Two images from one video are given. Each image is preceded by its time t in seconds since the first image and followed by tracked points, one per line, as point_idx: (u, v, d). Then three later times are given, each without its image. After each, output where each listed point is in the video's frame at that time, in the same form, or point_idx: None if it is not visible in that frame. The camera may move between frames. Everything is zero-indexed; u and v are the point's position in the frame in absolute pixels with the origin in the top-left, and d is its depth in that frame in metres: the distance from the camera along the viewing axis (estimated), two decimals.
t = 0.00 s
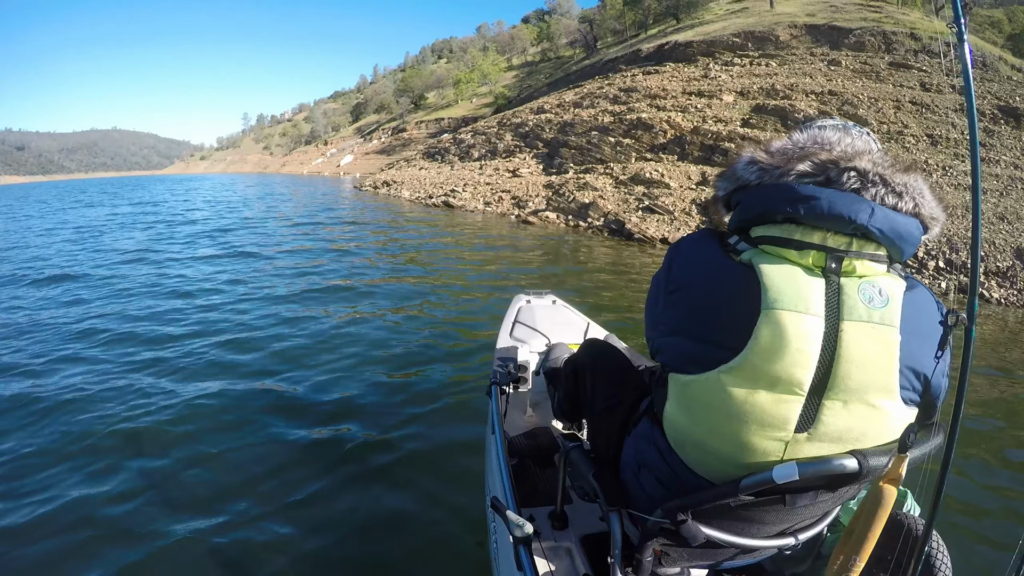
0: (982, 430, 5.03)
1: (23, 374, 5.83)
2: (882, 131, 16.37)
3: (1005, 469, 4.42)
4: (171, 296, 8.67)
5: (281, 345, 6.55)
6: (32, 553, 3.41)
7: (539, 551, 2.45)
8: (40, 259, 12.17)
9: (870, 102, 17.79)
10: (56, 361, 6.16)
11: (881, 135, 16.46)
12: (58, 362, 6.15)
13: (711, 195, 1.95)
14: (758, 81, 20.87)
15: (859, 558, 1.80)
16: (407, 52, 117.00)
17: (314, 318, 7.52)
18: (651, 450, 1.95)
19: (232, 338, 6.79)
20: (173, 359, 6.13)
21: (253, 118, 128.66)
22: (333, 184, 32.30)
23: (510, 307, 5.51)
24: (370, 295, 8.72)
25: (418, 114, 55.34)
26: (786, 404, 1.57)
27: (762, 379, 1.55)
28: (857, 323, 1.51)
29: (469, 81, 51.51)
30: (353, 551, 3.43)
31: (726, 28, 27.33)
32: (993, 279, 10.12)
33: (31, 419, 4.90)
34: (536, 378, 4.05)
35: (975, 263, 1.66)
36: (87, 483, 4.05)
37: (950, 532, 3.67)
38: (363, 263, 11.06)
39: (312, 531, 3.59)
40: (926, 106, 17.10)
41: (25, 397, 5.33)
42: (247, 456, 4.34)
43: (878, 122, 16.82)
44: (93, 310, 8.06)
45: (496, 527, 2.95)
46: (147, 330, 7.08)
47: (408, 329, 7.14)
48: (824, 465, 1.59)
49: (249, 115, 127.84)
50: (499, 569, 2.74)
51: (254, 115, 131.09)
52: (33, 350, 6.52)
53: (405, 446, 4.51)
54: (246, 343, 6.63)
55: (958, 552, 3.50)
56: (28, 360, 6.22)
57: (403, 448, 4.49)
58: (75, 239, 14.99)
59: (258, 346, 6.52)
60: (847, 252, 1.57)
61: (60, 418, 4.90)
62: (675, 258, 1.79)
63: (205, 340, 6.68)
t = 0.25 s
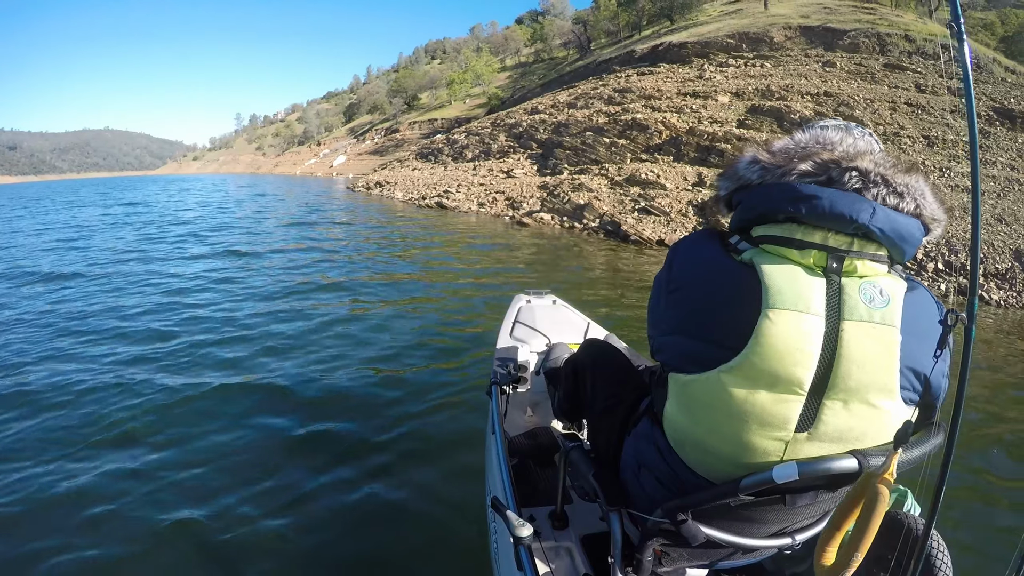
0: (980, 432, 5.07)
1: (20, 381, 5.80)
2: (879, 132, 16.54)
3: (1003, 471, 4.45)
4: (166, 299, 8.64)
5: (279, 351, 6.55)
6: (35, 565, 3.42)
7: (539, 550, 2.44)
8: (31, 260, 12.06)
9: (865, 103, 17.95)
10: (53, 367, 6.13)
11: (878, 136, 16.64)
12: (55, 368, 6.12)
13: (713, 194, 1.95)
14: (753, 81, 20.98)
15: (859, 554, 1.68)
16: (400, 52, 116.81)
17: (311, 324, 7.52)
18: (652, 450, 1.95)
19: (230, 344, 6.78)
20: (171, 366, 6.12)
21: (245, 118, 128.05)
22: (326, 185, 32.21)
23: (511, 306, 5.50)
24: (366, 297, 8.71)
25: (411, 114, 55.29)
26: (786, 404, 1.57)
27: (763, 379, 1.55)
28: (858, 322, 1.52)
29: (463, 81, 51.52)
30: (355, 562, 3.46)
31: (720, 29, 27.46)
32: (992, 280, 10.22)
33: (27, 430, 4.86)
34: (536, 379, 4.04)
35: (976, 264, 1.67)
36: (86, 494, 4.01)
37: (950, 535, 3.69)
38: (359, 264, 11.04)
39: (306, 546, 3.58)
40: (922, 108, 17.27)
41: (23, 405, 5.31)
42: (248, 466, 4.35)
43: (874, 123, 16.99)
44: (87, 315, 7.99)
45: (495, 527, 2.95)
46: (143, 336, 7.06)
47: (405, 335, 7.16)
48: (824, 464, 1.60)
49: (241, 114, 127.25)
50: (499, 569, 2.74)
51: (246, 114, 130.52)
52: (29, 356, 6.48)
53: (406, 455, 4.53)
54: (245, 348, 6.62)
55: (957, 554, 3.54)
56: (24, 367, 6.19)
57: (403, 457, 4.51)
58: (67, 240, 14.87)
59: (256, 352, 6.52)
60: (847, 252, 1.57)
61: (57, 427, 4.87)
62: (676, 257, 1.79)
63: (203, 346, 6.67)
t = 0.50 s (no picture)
0: (978, 431, 5.10)
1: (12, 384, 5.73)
2: (875, 131, 16.65)
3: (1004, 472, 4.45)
4: (159, 301, 8.56)
5: (275, 352, 6.51)
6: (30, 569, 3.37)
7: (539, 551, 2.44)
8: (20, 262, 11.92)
9: (860, 101, 18.05)
10: (45, 370, 6.06)
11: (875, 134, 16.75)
12: (47, 371, 6.05)
13: (713, 194, 1.95)
14: (746, 80, 21.04)
15: (856, 563, 1.80)
16: (392, 51, 116.50)
17: (306, 324, 7.48)
18: (652, 450, 1.94)
19: (226, 344, 6.73)
20: (166, 367, 6.07)
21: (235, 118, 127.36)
22: (318, 185, 32.06)
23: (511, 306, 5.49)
24: (362, 298, 8.67)
25: (403, 114, 55.16)
26: (786, 404, 1.57)
27: (763, 378, 1.55)
28: (857, 321, 1.52)
29: (455, 81, 51.44)
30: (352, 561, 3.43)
31: (713, 28, 27.54)
32: (991, 279, 10.29)
33: (18, 434, 4.78)
34: (535, 379, 4.03)
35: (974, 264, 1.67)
36: (79, 500, 3.95)
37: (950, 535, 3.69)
38: (353, 265, 10.99)
39: (302, 548, 3.55)
40: (917, 106, 17.40)
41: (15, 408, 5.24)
42: (245, 467, 4.32)
43: (870, 121, 17.11)
44: (78, 317, 7.90)
45: (495, 527, 2.94)
46: (136, 337, 6.99)
47: (402, 334, 7.12)
48: (825, 463, 1.59)
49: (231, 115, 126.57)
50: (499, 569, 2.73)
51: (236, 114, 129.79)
52: (21, 359, 6.40)
53: (405, 455, 4.51)
54: (240, 349, 6.57)
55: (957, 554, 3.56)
56: (16, 369, 6.11)
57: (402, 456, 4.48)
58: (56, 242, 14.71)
59: (252, 353, 6.47)
60: (847, 252, 1.58)
61: (51, 430, 4.82)
62: (676, 257, 1.79)
63: (197, 348, 6.62)
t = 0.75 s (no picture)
0: (976, 427, 5.13)
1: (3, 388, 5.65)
2: (870, 126, 16.77)
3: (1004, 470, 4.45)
4: (151, 303, 8.48)
5: (271, 353, 6.45)
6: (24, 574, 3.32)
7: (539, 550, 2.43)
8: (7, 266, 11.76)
9: (854, 97, 18.17)
10: (37, 374, 5.99)
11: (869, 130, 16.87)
12: (39, 374, 5.97)
13: (713, 194, 1.94)
14: (739, 77, 21.09)
15: (860, 564, 1.82)
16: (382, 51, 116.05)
17: (301, 325, 7.43)
18: (651, 450, 1.93)
19: (221, 346, 6.67)
20: (160, 369, 6.00)
21: (224, 118, 126.56)
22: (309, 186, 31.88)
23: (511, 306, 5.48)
24: (357, 299, 8.62)
25: (394, 113, 54.96)
26: (787, 405, 1.56)
27: (763, 379, 1.54)
28: (858, 322, 1.51)
29: (445, 80, 51.31)
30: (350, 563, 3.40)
31: (704, 25, 27.59)
32: (989, 275, 10.38)
33: (10, 440, 4.70)
34: (535, 379, 4.02)
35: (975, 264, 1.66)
36: (73, 505, 3.88)
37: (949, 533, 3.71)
38: (347, 265, 10.93)
39: (300, 548, 3.52)
40: (911, 102, 17.53)
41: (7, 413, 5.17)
42: (242, 468, 4.27)
43: (865, 116, 17.24)
44: (68, 320, 7.81)
45: (496, 527, 2.92)
46: (129, 340, 6.91)
47: (397, 334, 7.08)
48: (824, 464, 1.58)
49: (220, 115, 125.75)
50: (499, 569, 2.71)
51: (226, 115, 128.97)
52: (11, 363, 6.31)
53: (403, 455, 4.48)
54: (235, 350, 6.52)
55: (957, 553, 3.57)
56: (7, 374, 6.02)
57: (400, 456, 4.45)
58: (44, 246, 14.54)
59: (247, 354, 6.41)
60: (847, 252, 1.57)
61: (43, 433, 4.75)
62: (675, 257, 1.77)
63: (191, 350, 6.55)
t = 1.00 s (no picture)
0: (975, 426, 5.14)
1: None
2: (866, 123, 16.83)
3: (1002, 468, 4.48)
4: (143, 305, 8.41)
5: (267, 353, 6.42)
6: None
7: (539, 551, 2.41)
8: None
9: (849, 95, 18.20)
10: (27, 377, 5.92)
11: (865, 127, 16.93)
12: (30, 377, 5.91)
13: (714, 194, 1.93)
14: (733, 75, 21.12)
15: (861, 551, 1.82)
16: (373, 50, 115.67)
17: (296, 325, 7.38)
18: (652, 451, 1.92)
19: (215, 347, 6.62)
20: (154, 370, 5.96)
21: (215, 119, 125.91)
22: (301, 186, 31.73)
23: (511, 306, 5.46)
24: (352, 300, 8.58)
25: (386, 113, 54.78)
26: (790, 406, 1.55)
27: (766, 380, 1.53)
28: (861, 323, 1.50)
29: (438, 79, 51.18)
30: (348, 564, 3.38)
31: (698, 23, 27.61)
32: (989, 274, 10.42)
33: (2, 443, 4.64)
34: (535, 379, 4.01)
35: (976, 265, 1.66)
36: (67, 508, 3.85)
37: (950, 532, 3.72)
38: (341, 266, 10.87)
39: (297, 549, 3.49)
40: (906, 100, 17.60)
41: None
42: (238, 469, 4.24)
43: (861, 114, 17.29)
44: (60, 322, 7.73)
45: (495, 528, 2.91)
46: (121, 342, 6.85)
47: (393, 334, 7.04)
48: (826, 464, 1.58)
49: (211, 116, 125.10)
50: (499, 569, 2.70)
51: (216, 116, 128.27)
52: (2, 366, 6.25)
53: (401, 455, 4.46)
54: (230, 351, 6.48)
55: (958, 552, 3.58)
56: None
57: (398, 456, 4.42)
58: (33, 249, 14.39)
59: (242, 354, 6.37)
60: (850, 253, 1.56)
61: (35, 436, 4.70)
62: (676, 256, 1.76)
63: (184, 351, 6.50)
